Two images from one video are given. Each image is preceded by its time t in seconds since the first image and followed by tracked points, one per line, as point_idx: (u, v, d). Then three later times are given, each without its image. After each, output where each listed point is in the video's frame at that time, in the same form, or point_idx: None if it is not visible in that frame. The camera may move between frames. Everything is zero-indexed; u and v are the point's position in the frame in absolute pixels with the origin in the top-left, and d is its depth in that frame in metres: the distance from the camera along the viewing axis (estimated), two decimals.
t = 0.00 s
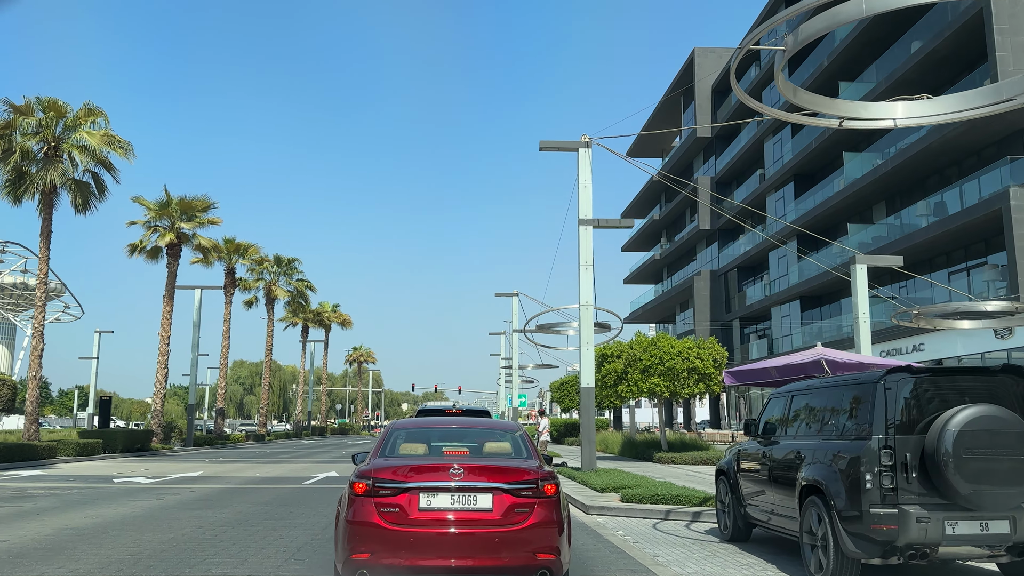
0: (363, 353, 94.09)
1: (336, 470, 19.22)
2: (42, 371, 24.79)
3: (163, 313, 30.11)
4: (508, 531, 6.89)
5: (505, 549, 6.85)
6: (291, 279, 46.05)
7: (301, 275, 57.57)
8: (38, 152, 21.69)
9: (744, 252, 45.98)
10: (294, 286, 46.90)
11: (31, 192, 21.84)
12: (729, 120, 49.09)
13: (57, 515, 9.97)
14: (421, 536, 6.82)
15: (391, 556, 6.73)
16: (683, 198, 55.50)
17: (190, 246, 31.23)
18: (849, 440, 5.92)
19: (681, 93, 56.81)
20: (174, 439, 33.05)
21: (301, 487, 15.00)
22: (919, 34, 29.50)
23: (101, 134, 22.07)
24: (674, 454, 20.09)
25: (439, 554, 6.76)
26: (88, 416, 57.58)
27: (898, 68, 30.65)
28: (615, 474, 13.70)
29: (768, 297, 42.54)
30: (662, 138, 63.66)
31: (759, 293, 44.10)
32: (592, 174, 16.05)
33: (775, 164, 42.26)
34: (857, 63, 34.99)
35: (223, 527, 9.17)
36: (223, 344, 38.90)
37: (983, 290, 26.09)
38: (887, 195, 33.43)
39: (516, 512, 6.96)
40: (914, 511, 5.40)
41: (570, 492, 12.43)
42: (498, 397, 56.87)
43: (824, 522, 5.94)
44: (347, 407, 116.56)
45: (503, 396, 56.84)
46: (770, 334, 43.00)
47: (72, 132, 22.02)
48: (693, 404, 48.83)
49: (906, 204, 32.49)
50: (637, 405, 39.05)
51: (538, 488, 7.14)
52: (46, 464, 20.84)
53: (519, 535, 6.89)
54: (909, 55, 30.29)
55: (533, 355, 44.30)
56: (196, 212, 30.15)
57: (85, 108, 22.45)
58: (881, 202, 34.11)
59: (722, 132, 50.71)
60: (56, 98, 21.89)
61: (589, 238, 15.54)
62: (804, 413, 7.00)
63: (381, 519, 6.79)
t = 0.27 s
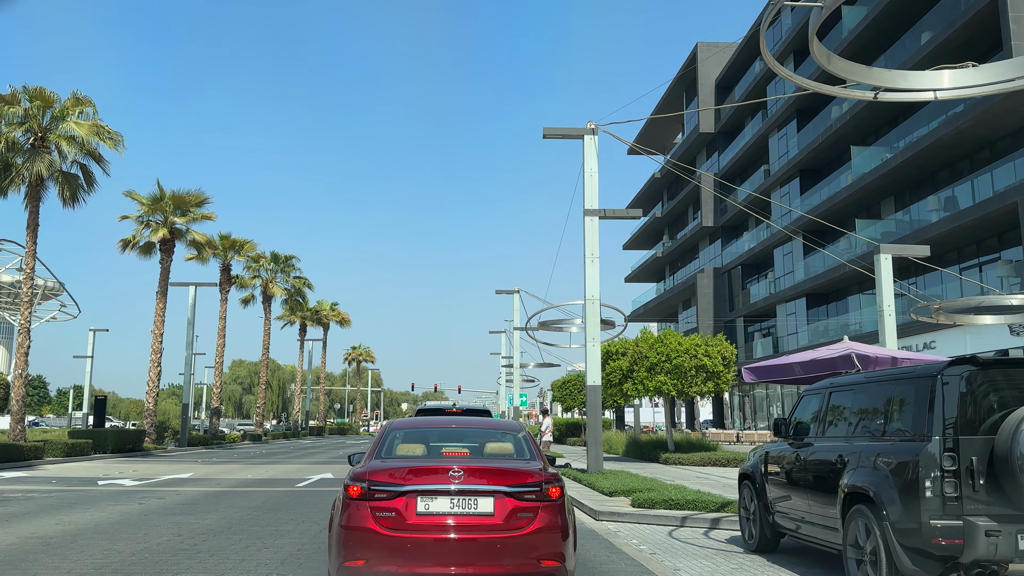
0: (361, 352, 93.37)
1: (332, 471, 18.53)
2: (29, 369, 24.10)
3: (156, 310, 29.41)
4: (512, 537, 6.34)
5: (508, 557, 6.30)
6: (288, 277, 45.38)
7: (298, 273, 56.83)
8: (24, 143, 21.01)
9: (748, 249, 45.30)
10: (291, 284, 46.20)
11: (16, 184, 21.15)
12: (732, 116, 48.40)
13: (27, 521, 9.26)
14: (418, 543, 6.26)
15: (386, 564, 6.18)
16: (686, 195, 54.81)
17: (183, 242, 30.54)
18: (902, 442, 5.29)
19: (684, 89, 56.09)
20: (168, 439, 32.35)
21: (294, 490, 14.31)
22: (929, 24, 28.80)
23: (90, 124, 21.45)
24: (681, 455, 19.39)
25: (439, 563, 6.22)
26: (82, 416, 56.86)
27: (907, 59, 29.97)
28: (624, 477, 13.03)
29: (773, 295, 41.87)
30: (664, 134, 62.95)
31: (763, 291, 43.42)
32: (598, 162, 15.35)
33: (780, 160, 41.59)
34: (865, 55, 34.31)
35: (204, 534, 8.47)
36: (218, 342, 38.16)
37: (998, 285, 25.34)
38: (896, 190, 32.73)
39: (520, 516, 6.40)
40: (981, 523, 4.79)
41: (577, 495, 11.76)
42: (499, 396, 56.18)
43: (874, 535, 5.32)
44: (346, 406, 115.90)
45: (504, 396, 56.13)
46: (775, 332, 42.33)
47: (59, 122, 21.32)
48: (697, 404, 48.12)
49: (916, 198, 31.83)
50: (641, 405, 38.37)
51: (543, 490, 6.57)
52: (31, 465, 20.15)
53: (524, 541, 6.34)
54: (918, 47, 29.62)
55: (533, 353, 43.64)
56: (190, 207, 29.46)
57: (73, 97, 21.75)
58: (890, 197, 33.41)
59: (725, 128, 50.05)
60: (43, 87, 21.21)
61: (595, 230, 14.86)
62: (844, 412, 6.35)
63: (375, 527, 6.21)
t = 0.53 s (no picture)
0: (360, 351, 92.77)
1: (328, 473, 17.95)
2: (17, 368, 23.50)
3: (150, 308, 28.84)
4: (513, 540, 6.09)
5: (510, 561, 6.05)
6: (285, 275, 44.84)
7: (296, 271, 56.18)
8: (11, 135, 20.42)
9: (752, 247, 44.74)
10: (289, 282, 45.61)
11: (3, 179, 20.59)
12: (735, 112, 47.80)
13: None
14: (417, 546, 6.02)
15: (385, 569, 5.96)
16: (688, 194, 54.27)
17: (178, 238, 29.96)
18: (959, 442, 4.71)
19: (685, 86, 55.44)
20: (163, 439, 31.78)
21: (287, 493, 13.73)
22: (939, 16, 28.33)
23: (80, 117, 20.91)
24: (687, 456, 18.83)
25: (438, 567, 5.98)
26: (78, 415, 56.29)
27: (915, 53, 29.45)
28: (631, 480, 12.47)
29: (777, 293, 41.32)
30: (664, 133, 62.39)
31: (768, 289, 42.86)
32: (604, 152, 14.79)
33: (784, 156, 41.05)
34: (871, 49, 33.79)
35: (186, 541, 7.89)
36: (214, 341, 37.57)
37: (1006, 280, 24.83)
38: (903, 186, 32.19)
39: (521, 518, 6.14)
40: None
41: (582, 499, 11.20)
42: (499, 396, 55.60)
43: (924, 548, 4.79)
44: (345, 406, 115.37)
45: (504, 395, 55.57)
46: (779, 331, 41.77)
47: (48, 114, 20.75)
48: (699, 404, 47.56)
49: (923, 194, 31.32)
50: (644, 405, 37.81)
51: (546, 491, 6.31)
52: (19, 465, 19.59)
53: (526, 545, 6.09)
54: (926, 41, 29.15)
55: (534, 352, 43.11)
56: (184, 203, 28.90)
57: (62, 89, 21.19)
58: (897, 193, 32.87)
59: (728, 125, 49.49)
60: (32, 79, 20.62)
61: (600, 223, 14.29)
62: (884, 412, 5.79)
63: (374, 530, 5.99)
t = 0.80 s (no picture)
0: (359, 352, 92.27)
1: (324, 475, 17.48)
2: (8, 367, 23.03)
3: (145, 307, 28.37)
4: (513, 542, 6.02)
5: (510, 563, 5.97)
6: (284, 274, 44.39)
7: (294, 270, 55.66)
8: None
9: (755, 245, 44.30)
10: (287, 281, 45.12)
11: None
12: (738, 110, 47.36)
13: None
14: (417, 548, 5.95)
15: (384, 571, 5.89)
16: (690, 192, 53.82)
17: (173, 236, 29.49)
18: (1021, 446, 4.20)
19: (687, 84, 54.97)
20: (158, 440, 31.32)
21: (281, 496, 13.26)
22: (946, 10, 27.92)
23: (71, 110, 20.47)
24: (692, 457, 18.39)
25: (437, 569, 5.90)
26: (74, 415, 55.79)
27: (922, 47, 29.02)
28: (638, 482, 12.03)
29: (781, 292, 40.89)
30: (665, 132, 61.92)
31: (771, 288, 42.41)
32: (609, 144, 14.33)
33: (787, 154, 40.63)
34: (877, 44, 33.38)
35: (170, 550, 7.42)
36: (211, 341, 37.08)
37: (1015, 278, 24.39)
38: (909, 182, 31.77)
39: (521, 519, 6.07)
40: None
41: (587, 503, 10.74)
42: (499, 396, 55.12)
43: (977, 561, 4.31)
44: (345, 406, 114.84)
45: (505, 396, 55.09)
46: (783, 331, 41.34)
47: (38, 107, 20.31)
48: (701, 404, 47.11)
49: (930, 191, 30.88)
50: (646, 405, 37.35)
51: (546, 492, 6.24)
52: (7, 466, 19.12)
53: (527, 547, 6.01)
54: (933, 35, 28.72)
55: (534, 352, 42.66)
56: (180, 200, 28.46)
57: (54, 82, 20.73)
58: (902, 190, 32.46)
59: (730, 123, 49.05)
60: (22, 72, 20.14)
61: (605, 217, 13.83)
62: (922, 410, 5.31)
63: (374, 532, 5.92)
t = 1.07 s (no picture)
0: (359, 352, 91.87)
1: (320, 477, 17.06)
2: None
3: (140, 307, 27.98)
4: (513, 543, 6.05)
5: (509, 563, 6.01)
6: (282, 274, 44.00)
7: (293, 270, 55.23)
8: None
9: (757, 244, 43.90)
10: (285, 281, 44.66)
11: None
12: (739, 108, 47.01)
13: None
14: (417, 549, 5.98)
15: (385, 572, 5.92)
16: (691, 191, 53.42)
17: (168, 235, 29.11)
18: None
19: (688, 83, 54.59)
20: (154, 442, 30.90)
21: (275, 500, 12.82)
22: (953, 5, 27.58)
23: (63, 106, 20.09)
24: (698, 459, 17.98)
25: (437, 569, 5.94)
26: (70, 417, 55.37)
27: (928, 43, 28.66)
28: (645, 486, 11.65)
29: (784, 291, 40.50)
30: (666, 131, 61.54)
31: (774, 288, 42.03)
32: (612, 137, 13.93)
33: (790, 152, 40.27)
34: (881, 41, 33.02)
35: (153, 558, 6.99)
36: (208, 341, 36.66)
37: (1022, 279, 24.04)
38: (914, 180, 31.40)
39: (521, 520, 6.10)
40: None
41: (594, 508, 10.35)
42: (500, 397, 54.65)
43: None
44: (345, 408, 114.33)
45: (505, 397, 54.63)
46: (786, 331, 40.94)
47: (29, 103, 19.91)
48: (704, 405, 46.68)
49: (936, 189, 30.51)
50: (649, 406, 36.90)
51: (545, 493, 6.28)
52: None
53: (526, 547, 6.05)
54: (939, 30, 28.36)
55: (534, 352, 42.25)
56: (175, 198, 28.07)
57: (46, 77, 20.33)
58: (908, 187, 32.09)
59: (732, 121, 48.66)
60: (13, 66, 19.72)
61: (608, 212, 13.42)
62: (959, 409, 4.91)
63: (375, 534, 5.95)
